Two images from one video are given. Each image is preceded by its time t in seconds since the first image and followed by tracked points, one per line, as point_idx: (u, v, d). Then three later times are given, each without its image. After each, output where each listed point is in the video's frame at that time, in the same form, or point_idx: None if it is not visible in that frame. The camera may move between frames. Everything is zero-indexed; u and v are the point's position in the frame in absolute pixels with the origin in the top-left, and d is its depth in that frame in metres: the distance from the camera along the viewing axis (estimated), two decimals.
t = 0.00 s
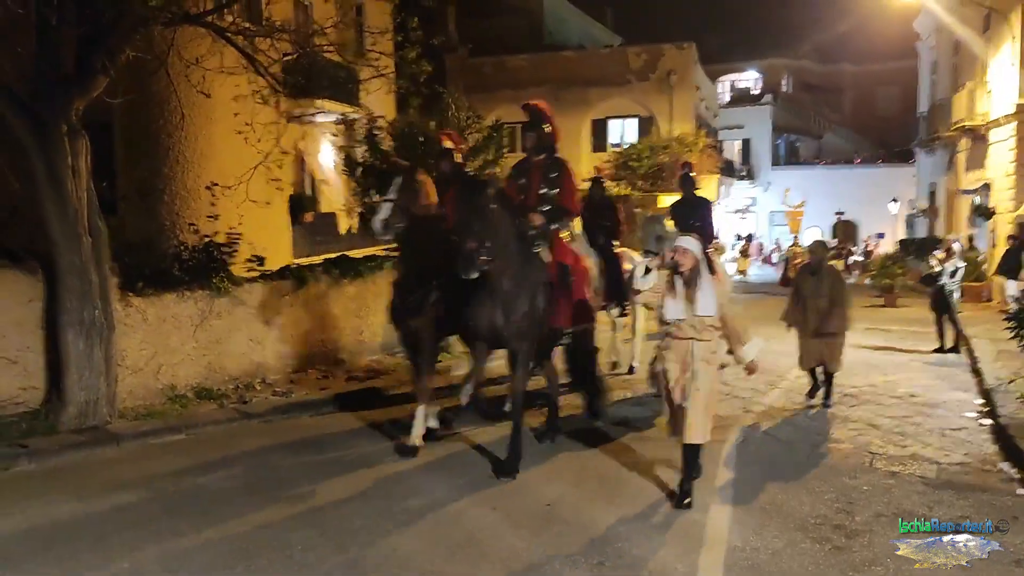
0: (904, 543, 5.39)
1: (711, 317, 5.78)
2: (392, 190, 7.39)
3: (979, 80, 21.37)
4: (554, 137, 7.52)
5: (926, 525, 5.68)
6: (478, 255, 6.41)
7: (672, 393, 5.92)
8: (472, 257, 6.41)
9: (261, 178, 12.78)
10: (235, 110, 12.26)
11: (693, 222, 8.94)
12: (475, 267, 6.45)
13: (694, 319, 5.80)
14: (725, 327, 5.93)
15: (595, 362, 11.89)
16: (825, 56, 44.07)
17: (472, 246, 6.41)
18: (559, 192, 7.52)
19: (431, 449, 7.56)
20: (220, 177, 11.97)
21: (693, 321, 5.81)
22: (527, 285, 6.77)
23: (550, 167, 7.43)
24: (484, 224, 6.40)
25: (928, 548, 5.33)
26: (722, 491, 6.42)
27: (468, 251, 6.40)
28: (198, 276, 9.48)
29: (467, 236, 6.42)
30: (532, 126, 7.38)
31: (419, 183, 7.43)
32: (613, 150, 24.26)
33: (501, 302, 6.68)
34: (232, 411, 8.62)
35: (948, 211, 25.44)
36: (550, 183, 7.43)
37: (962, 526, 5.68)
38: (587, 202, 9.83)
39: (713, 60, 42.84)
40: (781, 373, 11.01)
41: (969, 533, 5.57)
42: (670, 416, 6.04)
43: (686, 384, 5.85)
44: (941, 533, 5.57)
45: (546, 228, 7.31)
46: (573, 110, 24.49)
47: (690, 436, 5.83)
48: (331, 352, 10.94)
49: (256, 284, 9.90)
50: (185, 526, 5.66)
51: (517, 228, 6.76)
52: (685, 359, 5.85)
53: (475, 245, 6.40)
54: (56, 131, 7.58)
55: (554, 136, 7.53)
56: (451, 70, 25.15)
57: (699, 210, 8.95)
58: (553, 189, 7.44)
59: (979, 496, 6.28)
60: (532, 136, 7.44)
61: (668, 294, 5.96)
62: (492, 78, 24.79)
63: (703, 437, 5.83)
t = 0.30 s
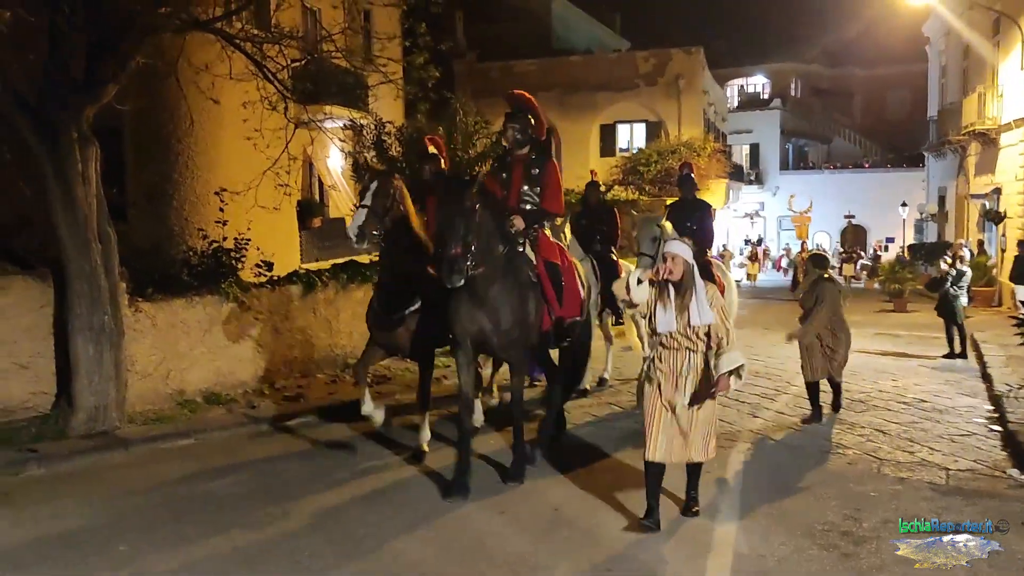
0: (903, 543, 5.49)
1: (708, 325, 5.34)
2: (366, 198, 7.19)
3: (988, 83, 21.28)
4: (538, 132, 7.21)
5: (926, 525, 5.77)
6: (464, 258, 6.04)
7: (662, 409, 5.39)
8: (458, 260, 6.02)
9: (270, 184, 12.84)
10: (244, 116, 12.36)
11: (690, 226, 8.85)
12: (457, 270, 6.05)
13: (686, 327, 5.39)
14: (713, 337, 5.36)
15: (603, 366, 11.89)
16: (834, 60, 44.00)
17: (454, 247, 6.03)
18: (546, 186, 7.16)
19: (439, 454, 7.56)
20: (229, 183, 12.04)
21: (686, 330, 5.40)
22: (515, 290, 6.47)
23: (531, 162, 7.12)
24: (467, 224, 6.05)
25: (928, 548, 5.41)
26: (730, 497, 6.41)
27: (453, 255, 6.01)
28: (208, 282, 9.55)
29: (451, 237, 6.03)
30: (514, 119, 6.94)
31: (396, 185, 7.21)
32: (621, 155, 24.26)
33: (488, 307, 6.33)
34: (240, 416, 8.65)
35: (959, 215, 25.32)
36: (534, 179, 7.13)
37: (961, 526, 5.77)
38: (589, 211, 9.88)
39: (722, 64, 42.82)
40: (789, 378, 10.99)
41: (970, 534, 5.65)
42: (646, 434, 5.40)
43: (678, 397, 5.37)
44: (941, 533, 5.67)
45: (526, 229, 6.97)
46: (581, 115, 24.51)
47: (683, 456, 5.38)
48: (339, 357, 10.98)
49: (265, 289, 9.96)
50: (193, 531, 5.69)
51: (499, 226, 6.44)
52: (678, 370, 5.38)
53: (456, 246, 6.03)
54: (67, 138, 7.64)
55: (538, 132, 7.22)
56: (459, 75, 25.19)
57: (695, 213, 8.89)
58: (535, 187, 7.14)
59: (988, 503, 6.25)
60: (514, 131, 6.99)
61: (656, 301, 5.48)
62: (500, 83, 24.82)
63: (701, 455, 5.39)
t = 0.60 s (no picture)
0: (903, 543, 5.56)
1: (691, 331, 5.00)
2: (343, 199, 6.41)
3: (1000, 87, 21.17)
4: (515, 136, 6.86)
5: (926, 525, 5.84)
6: (434, 286, 5.76)
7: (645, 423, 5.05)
8: (428, 289, 5.76)
9: (280, 188, 12.90)
10: (254, 121, 12.42)
11: (690, 227, 8.94)
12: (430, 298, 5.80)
13: (668, 333, 5.08)
14: (693, 345, 5.00)
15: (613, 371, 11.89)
16: (844, 64, 43.92)
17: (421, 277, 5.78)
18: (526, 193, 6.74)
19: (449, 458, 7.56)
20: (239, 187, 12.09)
21: (668, 335, 5.08)
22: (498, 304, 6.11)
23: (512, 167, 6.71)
24: (435, 251, 5.77)
25: (928, 548, 5.48)
26: (741, 501, 6.39)
27: (422, 284, 5.74)
28: (219, 286, 9.61)
29: (418, 265, 5.76)
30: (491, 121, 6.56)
31: (376, 187, 6.54)
32: (630, 159, 24.25)
33: (469, 321, 6.00)
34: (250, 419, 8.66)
35: (970, 219, 25.19)
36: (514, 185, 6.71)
37: (963, 526, 5.83)
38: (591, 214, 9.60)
39: (731, 69, 42.81)
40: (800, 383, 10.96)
41: (969, 533, 5.72)
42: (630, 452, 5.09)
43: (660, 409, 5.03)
44: (940, 532, 5.74)
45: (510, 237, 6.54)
46: (590, 119, 24.52)
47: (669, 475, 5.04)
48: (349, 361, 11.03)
49: (275, 293, 10.02)
50: (205, 533, 5.71)
51: (472, 243, 6.07)
52: (660, 379, 5.05)
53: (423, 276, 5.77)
54: (79, 143, 7.69)
55: (515, 136, 6.86)
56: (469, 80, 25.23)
57: (695, 214, 8.98)
58: (516, 193, 6.71)
59: (1002, 508, 6.20)
60: (491, 133, 6.61)
61: (637, 306, 5.18)
62: (510, 87, 24.85)
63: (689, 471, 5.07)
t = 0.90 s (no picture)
0: (903, 543, 5.64)
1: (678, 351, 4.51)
2: (320, 196, 6.36)
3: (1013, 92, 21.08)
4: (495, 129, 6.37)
5: (926, 526, 5.93)
6: (403, 309, 5.04)
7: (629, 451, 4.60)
8: (396, 312, 5.02)
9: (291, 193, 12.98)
10: (266, 126, 12.50)
11: (691, 231, 8.65)
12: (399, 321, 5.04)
13: (652, 354, 4.57)
14: (693, 367, 4.59)
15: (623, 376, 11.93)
16: (856, 69, 43.87)
17: (389, 301, 5.02)
18: (506, 188, 6.20)
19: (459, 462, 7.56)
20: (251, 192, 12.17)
21: (651, 355, 4.58)
22: (466, 308, 5.60)
23: (492, 161, 6.18)
24: (403, 270, 5.05)
25: (927, 547, 5.57)
26: (752, 507, 6.38)
27: (389, 309, 5.00)
28: (230, 290, 9.67)
29: (385, 287, 5.03)
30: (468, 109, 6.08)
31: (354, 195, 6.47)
32: (641, 164, 24.25)
33: (441, 337, 5.46)
34: (261, 423, 8.70)
35: (983, 224, 25.08)
36: (494, 180, 6.17)
37: (962, 526, 5.93)
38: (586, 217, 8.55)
39: (742, 74, 42.77)
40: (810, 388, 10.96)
41: (968, 533, 5.82)
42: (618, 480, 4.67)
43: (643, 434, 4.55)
44: (940, 533, 5.83)
45: (490, 238, 5.91)
46: (601, 124, 24.53)
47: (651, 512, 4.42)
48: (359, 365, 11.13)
49: (286, 298, 10.09)
50: (217, 537, 5.71)
51: (442, 250, 5.41)
52: (642, 403, 4.58)
53: (392, 299, 5.02)
54: (93, 147, 7.74)
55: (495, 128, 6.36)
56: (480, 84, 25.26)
57: (698, 217, 8.66)
58: (496, 189, 6.16)
59: (1016, 515, 6.16)
60: (468, 123, 6.09)
61: (622, 321, 4.77)
62: (521, 92, 24.87)
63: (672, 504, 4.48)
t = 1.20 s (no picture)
0: (904, 544, 5.74)
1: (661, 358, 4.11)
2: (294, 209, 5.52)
3: None
4: (474, 132, 6.05)
5: (926, 526, 6.04)
6: (366, 317, 4.75)
7: (604, 466, 4.26)
8: (359, 321, 4.73)
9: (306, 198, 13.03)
10: (281, 132, 12.56)
11: (688, 236, 8.45)
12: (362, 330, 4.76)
13: (632, 358, 4.20)
14: (671, 372, 4.15)
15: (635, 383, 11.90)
16: (870, 74, 43.73)
17: (350, 310, 4.71)
18: (483, 196, 5.82)
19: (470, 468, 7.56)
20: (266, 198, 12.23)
21: (634, 361, 4.22)
22: (436, 317, 5.42)
23: (469, 168, 5.84)
24: (364, 276, 4.74)
25: (927, 547, 5.66)
26: (766, 514, 6.35)
27: (350, 317, 4.70)
28: (244, 295, 9.73)
29: (344, 295, 4.70)
30: (442, 111, 5.75)
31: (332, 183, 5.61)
32: (654, 170, 24.23)
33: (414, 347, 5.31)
34: (274, 428, 8.73)
35: (999, 231, 24.92)
36: (470, 187, 5.81)
37: (962, 526, 6.04)
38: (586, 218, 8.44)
39: (756, 79, 42.68)
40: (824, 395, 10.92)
41: (969, 534, 5.93)
42: (585, 495, 4.31)
43: (625, 448, 4.22)
44: (940, 533, 5.94)
45: (459, 245, 5.64)
46: (614, 130, 24.52)
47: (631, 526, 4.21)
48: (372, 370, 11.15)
49: (301, 302, 10.11)
50: (230, 541, 5.73)
51: (412, 257, 5.22)
52: (624, 414, 4.24)
53: (352, 308, 4.70)
54: (108, 155, 7.79)
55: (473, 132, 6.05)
56: (493, 90, 25.29)
57: (696, 221, 8.47)
58: (472, 196, 5.80)
59: None
60: (443, 127, 5.76)
61: (601, 324, 4.38)
62: (534, 98, 24.89)
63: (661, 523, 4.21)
